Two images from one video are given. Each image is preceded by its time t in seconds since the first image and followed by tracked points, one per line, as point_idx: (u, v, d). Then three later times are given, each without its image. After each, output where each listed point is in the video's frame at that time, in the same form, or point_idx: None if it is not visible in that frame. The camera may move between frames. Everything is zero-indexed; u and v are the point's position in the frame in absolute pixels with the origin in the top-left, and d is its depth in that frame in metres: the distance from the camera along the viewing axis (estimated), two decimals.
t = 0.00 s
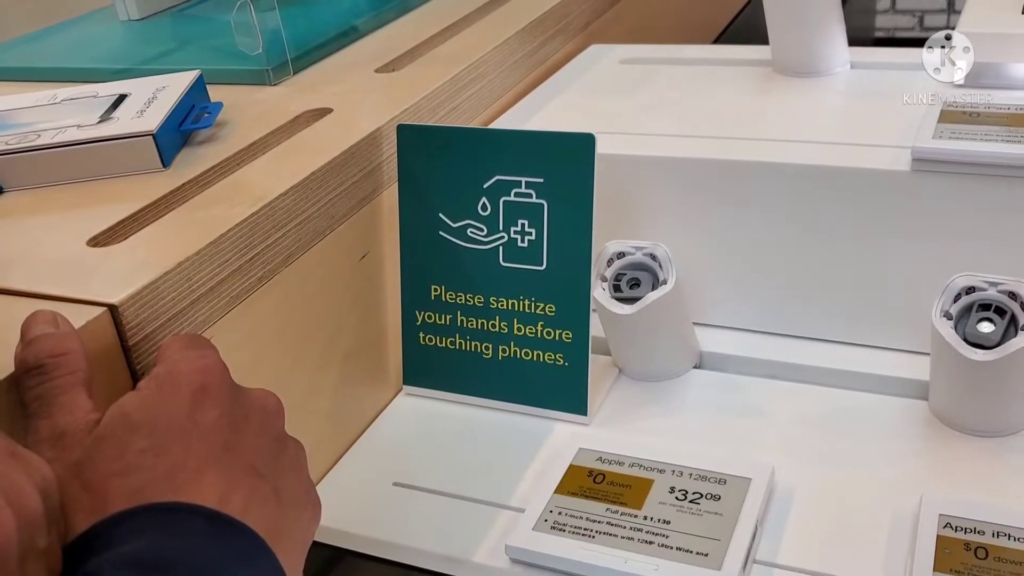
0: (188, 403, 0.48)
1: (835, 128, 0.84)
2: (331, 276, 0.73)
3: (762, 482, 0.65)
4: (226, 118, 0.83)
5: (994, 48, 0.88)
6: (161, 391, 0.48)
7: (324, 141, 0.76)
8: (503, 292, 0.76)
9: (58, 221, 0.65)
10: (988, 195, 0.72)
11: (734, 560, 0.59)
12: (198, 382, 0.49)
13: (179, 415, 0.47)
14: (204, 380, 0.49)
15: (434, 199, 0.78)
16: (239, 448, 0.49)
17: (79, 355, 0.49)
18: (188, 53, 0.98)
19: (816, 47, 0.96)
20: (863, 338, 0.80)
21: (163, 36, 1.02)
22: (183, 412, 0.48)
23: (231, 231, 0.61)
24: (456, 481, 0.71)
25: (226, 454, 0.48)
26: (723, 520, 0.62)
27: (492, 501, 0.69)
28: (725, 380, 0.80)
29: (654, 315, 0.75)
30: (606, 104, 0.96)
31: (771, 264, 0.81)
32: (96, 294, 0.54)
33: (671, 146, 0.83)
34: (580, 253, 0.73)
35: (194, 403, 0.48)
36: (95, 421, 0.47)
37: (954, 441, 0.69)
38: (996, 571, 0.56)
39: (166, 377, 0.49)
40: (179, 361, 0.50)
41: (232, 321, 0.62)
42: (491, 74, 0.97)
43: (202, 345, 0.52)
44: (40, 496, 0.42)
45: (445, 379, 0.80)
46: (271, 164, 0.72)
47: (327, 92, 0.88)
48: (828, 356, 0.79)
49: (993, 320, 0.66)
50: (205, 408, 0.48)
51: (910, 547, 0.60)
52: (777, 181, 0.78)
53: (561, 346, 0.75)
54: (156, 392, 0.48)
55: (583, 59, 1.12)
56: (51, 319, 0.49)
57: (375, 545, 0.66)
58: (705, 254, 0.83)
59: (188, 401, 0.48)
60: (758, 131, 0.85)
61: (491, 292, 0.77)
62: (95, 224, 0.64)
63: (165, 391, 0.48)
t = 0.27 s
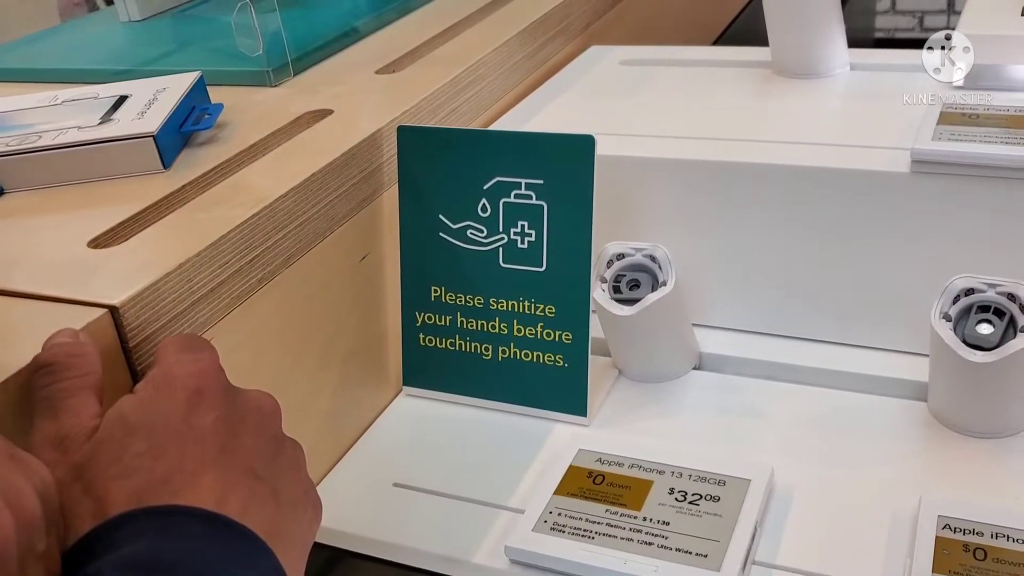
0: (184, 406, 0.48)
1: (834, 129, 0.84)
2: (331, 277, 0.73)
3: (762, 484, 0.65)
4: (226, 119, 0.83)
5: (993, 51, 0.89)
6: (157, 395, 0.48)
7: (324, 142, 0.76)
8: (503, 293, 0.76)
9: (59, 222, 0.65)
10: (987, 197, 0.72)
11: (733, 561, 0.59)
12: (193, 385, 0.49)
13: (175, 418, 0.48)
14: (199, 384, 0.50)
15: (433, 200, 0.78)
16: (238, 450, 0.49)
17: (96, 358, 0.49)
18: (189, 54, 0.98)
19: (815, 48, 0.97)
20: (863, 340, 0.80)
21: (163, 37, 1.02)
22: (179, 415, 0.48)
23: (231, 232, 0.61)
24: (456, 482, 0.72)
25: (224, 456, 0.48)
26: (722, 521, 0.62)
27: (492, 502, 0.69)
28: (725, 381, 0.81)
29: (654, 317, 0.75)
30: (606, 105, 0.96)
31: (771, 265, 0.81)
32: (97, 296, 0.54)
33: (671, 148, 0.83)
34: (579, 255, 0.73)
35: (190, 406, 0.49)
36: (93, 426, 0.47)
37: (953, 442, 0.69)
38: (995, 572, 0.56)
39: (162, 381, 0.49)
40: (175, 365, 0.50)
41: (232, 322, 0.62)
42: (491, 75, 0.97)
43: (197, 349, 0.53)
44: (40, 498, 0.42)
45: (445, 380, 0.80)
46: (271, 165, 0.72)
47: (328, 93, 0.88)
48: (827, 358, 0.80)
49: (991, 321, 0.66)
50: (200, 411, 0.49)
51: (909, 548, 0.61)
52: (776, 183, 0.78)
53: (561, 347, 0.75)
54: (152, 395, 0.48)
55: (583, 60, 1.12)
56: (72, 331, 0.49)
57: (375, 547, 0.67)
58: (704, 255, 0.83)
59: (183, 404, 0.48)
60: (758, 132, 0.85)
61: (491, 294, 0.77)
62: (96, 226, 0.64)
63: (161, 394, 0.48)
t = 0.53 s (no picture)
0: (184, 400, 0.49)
1: (834, 129, 0.84)
2: (332, 275, 0.73)
3: (761, 482, 0.65)
4: (227, 118, 0.83)
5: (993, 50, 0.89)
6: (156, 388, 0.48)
7: (324, 141, 0.76)
8: (503, 291, 0.77)
9: (60, 221, 0.65)
10: (986, 196, 0.72)
11: (732, 558, 0.59)
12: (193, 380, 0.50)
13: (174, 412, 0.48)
14: (199, 378, 0.50)
15: (433, 199, 0.78)
16: (238, 444, 0.49)
17: (86, 352, 0.49)
18: (189, 53, 0.99)
19: (815, 48, 0.97)
20: (862, 339, 0.81)
21: (163, 36, 1.03)
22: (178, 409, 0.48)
23: (232, 230, 0.62)
24: (456, 479, 0.72)
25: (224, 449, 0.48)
26: (721, 519, 0.62)
27: (492, 500, 0.69)
28: (724, 380, 0.81)
29: (653, 315, 0.75)
30: (605, 105, 0.96)
31: (770, 264, 0.81)
32: (99, 294, 0.54)
33: (671, 147, 0.83)
34: (579, 253, 0.73)
35: (189, 401, 0.49)
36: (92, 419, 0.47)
37: (952, 440, 0.70)
38: (993, 569, 0.56)
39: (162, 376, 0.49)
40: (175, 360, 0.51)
41: (232, 320, 0.63)
42: (491, 74, 0.98)
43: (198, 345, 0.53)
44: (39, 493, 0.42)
45: (445, 379, 0.81)
46: (272, 164, 0.72)
47: (328, 92, 0.88)
48: (826, 356, 0.80)
49: (990, 320, 0.66)
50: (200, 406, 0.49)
51: (908, 546, 0.61)
52: (776, 182, 0.78)
53: (561, 346, 0.75)
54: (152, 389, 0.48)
55: (583, 59, 1.13)
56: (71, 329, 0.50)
57: (375, 544, 0.67)
58: (704, 254, 0.84)
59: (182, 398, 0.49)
60: (758, 132, 0.85)
61: (491, 292, 0.77)
62: (97, 224, 0.64)
63: (160, 388, 0.49)
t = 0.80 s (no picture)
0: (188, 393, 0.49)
1: (834, 127, 0.84)
2: (333, 271, 0.73)
3: (761, 478, 0.66)
4: (228, 115, 0.84)
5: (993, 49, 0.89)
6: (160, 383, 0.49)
7: (325, 138, 0.76)
8: (504, 288, 0.77)
9: (62, 217, 0.66)
10: (986, 193, 0.72)
11: (732, 554, 0.59)
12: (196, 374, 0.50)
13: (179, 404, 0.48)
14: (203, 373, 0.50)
15: (434, 196, 0.78)
16: (241, 437, 0.49)
17: (87, 345, 0.50)
18: (190, 50, 0.99)
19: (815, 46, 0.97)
20: (862, 336, 0.81)
21: (164, 33, 1.03)
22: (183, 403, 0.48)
23: (234, 225, 0.62)
24: (457, 475, 0.72)
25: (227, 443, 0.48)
26: (721, 515, 0.62)
27: (492, 496, 0.69)
28: (724, 377, 0.81)
29: (654, 312, 0.75)
30: (606, 102, 0.96)
31: (770, 262, 0.82)
32: (101, 289, 0.54)
33: (671, 144, 0.84)
34: (580, 250, 0.74)
35: (194, 394, 0.49)
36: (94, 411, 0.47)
37: (951, 437, 0.70)
38: (992, 565, 0.56)
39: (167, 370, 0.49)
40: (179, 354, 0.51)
41: (234, 316, 0.63)
42: (492, 72, 0.98)
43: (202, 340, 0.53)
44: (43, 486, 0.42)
45: (446, 375, 0.81)
46: (274, 161, 0.72)
47: (329, 90, 0.89)
48: (826, 353, 0.80)
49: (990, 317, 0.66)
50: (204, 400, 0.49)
51: (908, 542, 0.61)
52: (776, 180, 0.78)
53: (561, 342, 0.75)
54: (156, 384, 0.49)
55: (584, 57, 1.13)
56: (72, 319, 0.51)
57: (376, 540, 0.67)
58: (704, 251, 0.84)
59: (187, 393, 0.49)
60: (758, 130, 0.85)
61: (492, 289, 0.77)
62: (99, 220, 0.64)
63: (164, 381, 0.49)
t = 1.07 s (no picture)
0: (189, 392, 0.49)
1: (832, 131, 0.85)
2: (333, 274, 0.74)
3: (758, 480, 0.66)
4: (229, 119, 0.84)
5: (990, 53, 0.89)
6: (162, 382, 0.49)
7: (326, 142, 0.77)
8: (504, 291, 0.77)
9: (65, 221, 0.66)
10: (982, 198, 0.73)
11: (729, 556, 0.60)
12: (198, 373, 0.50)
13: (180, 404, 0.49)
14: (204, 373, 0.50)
15: (434, 200, 0.79)
16: (241, 438, 0.50)
17: (87, 348, 0.50)
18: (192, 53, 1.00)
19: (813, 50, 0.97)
20: (860, 340, 0.81)
21: (165, 37, 1.03)
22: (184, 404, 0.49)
23: (236, 229, 0.62)
24: (456, 478, 0.72)
25: (227, 444, 0.49)
26: (718, 517, 0.63)
27: (491, 499, 0.70)
28: (722, 380, 0.81)
29: (653, 316, 0.76)
30: (605, 106, 0.97)
31: (768, 265, 0.82)
32: (104, 293, 0.55)
33: (670, 149, 0.84)
34: (579, 254, 0.74)
35: (195, 394, 0.49)
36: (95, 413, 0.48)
37: (948, 440, 0.70)
38: (987, 567, 0.57)
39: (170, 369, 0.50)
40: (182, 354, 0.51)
41: (235, 319, 0.63)
42: (492, 76, 0.98)
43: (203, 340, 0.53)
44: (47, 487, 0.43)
45: (445, 378, 0.81)
46: (275, 165, 0.73)
47: (330, 94, 0.89)
48: (823, 356, 0.80)
49: (986, 321, 0.66)
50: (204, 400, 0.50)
51: (904, 544, 0.61)
52: (774, 184, 0.79)
53: (560, 345, 0.76)
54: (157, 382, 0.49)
55: (583, 61, 1.13)
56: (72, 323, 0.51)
57: (376, 542, 0.67)
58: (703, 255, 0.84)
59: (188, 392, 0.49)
60: (756, 134, 0.86)
61: (491, 292, 0.78)
62: (102, 224, 0.65)
63: (165, 382, 0.49)
